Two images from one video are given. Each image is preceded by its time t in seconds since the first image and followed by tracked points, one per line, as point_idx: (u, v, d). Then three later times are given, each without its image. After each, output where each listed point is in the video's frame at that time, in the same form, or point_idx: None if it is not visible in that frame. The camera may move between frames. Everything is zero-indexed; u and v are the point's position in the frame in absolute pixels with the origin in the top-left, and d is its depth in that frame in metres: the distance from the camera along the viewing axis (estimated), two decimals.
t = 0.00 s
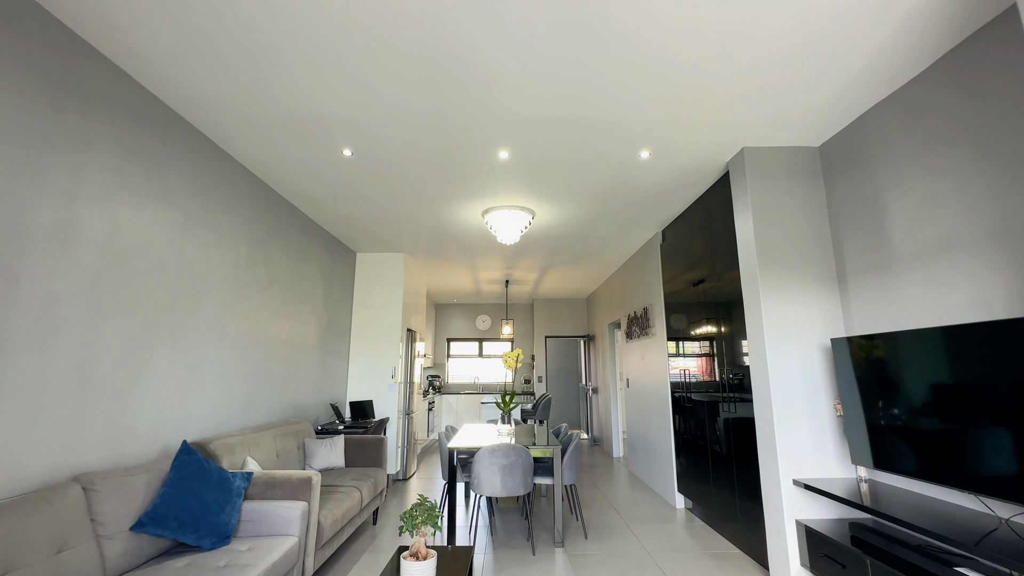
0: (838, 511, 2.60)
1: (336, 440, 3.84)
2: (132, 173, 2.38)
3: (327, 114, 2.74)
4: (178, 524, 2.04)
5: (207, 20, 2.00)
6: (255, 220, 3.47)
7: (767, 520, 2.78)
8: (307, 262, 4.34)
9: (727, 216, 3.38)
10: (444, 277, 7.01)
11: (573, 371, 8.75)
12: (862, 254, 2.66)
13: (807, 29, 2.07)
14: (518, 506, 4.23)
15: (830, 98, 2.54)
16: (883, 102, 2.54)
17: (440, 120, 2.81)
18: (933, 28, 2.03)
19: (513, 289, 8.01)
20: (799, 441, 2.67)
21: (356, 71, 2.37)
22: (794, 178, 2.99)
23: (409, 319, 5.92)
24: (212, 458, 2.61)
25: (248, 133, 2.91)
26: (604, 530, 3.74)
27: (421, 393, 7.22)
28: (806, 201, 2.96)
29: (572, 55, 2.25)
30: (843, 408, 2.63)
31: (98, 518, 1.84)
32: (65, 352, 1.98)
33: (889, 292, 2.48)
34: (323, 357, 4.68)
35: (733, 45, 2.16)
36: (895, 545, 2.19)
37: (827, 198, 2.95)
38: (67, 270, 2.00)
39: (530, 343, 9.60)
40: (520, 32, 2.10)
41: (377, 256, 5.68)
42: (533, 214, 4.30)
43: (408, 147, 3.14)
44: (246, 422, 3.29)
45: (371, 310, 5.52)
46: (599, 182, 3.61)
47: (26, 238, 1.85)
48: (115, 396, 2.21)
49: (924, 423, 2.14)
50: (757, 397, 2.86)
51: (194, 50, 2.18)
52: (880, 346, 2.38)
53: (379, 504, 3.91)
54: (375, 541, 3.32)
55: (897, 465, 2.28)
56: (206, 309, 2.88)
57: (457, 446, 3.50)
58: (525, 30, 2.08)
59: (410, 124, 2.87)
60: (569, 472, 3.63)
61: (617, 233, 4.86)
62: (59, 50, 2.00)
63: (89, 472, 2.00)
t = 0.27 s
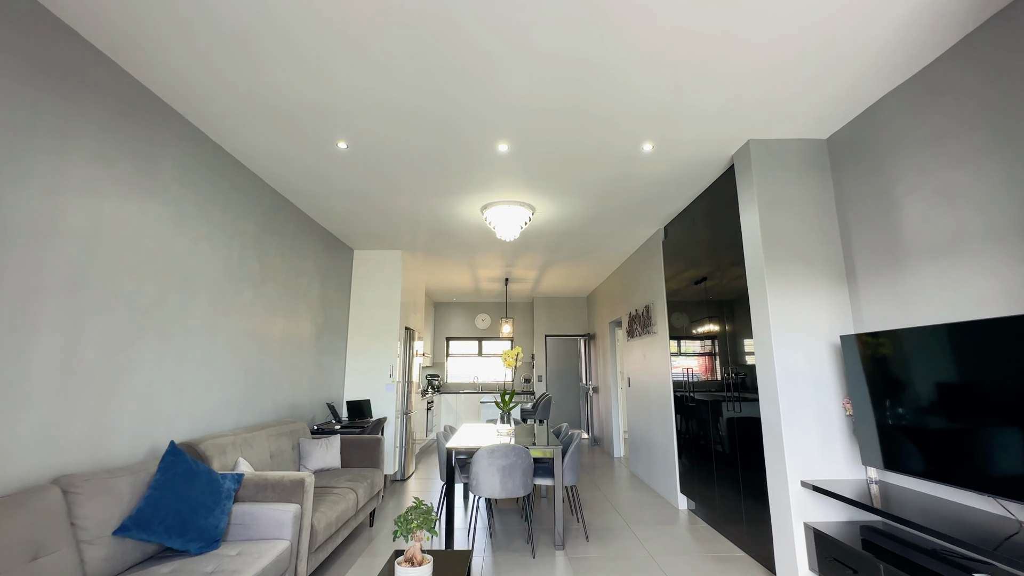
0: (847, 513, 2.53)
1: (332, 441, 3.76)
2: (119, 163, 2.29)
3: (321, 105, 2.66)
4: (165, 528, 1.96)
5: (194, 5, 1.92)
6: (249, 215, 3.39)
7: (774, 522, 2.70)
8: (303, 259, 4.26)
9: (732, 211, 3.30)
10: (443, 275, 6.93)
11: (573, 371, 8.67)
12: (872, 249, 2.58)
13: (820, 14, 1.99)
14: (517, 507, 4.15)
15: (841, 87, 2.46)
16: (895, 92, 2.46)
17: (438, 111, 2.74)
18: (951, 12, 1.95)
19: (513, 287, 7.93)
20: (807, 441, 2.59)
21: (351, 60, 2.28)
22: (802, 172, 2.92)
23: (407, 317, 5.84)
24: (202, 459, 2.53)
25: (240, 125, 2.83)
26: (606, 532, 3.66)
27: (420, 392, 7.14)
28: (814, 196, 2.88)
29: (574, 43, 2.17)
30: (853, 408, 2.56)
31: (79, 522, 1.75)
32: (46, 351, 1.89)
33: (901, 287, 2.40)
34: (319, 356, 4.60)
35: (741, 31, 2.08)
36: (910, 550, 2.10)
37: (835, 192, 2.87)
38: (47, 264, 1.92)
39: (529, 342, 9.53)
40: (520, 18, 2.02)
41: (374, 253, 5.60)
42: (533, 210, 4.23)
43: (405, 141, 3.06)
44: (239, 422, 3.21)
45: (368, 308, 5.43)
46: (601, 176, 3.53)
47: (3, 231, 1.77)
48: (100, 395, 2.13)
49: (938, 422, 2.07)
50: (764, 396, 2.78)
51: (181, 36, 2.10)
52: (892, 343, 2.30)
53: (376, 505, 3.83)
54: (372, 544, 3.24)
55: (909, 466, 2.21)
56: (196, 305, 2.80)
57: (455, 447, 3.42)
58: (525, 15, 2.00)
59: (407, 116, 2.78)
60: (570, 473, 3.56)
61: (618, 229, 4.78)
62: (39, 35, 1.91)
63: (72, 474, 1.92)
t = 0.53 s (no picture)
0: (854, 513, 2.45)
1: (326, 439, 3.68)
2: (98, 151, 2.20)
3: (310, 92, 2.57)
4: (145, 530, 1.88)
5: None
6: (239, 207, 3.30)
7: (779, 522, 2.62)
8: (296, 253, 4.17)
9: (735, 202, 3.21)
10: (441, 271, 6.85)
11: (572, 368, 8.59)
12: (881, 241, 2.49)
13: None
14: (515, 506, 4.08)
15: (850, 73, 2.37)
16: (905, 78, 2.37)
17: (432, 99, 2.64)
18: None
19: (512, 284, 7.83)
20: (813, 438, 2.51)
21: (340, 43, 2.19)
22: (808, 162, 2.83)
23: (404, 313, 5.75)
24: (188, 457, 2.44)
25: (228, 113, 2.73)
26: (605, 532, 3.58)
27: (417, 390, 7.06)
28: (820, 186, 2.79)
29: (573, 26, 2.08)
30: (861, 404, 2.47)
31: (53, 524, 1.67)
32: (17, 346, 1.81)
33: (911, 280, 2.31)
34: (313, 352, 4.51)
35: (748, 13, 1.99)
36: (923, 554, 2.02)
37: (843, 183, 2.78)
38: (19, 256, 1.83)
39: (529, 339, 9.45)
40: None
41: (371, 248, 5.51)
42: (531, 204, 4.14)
43: (399, 130, 2.97)
44: (229, 419, 3.12)
45: (364, 304, 5.35)
46: (601, 167, 3.44)
47: None
48: (79, 393, 2.04)
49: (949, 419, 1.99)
50: (768, 392, 2.70)
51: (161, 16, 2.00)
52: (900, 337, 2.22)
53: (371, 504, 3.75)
54: (366, 544, 3.16)
55: (919, 464, 2.13)
56: (183, 299, 2.71)
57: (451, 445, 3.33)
58: None
59: (401, 103, 2.69)
60: (569, 472, 3.47)
61: (619, 223, 4.69)
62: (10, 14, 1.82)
63: (47, 473, 1.84)
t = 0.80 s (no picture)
0: (863, 511, 2.36)
1: (319, 434, 3.60)
2: (74, 132, 2.10)
3: (298, 74, 2.46)
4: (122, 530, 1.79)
5: None
6: (228, 196, 3.19)
7: (784, 520, 2.53)
8: (289, 245, 4.07)
9: (739, 191, 3.11)
10: (438, 264, 6.75)
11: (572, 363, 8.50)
12: (893, 229, 2.39)
13: None
14: (513, 503, 3.99)
15: (862, 52, 2.26)
16: (920, 57, 2.26)
17: (426, 80, 2.54)
18: None
19: (511, 278, 7.73)
20: (821, 433, 2.42)
21: (328, 19, 2.08)
22: (816, 148, 2.72)
23: (401, 307, 5.66)
24: (172, 454, 2.35)
25: (213, 96, 2.63)
26: (605, 529, 3.50)
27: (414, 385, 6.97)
28: (828, 173, 2.69)
29: None
30: (871, 399, 2.38)
31: (21, 524, 1.58)
32: None
33: (925, 269, 2.22)
34: (307, 346, 4.42)
35: None
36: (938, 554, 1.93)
37: (852, 169, 2.68)
38: None
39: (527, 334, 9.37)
40: None
41: (366, 241, 5.40)
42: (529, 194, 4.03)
43: (392, 115, 2.86)
44: (218, 414, 3.03)
45: (360, 297, 5.25)
46: (601, 155, 3.34)
47: None
48: (54, 386, 1.95)
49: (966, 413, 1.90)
50: (774, 386, 2.61)
51: None
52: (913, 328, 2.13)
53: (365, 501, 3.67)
54: (359, 542, 3.08)
55: (933, 460, 2.04)
56: (168, 290, 2.62)
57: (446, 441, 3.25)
58: None
59: (393, 86, 2.58)
60: (567, 468, 3.39)
61: (619, 214, 4.59)
62: None
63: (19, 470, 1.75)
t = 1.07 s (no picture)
0: (872, 509, 2.28)
1: (313, 429, 3.52)
2: (47, 114, 1.99)
3: (285, 55, 2.35)
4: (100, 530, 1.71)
5: None
6: (216, 184, 3.09)
7: (790, 518, 2.46)
8: (281, 236, 3.97)
9: (745, 178, 3.01)
10: (436, 257, 6.65)
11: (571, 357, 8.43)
12: (907, 216, 2.29)
13: None
14: (511, 499, 3.92)
15: (877, 30, 2.15)
16: (936, 35, 2.15)
17: (419, 62, 2.43)
18: None
19: (510, 271, 7.64)
20: (829, 429, 2.34)
21: None
22: (825, 133, 2.62)
23: (398, 300, 5.57)
24: (157, 450, 2.27)
25: (197, 78, 2.52)
26: (605, 526, 3.43)
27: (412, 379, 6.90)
28: (838, 159, 2.59)
29: None
30: (882, 394, 2.29)
31: None
32: None
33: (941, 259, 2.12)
34: (302, 340, 4.34)
35: None
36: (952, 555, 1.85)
37: (863, 155, 2.57)
38: None
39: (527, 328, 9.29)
40: None
41: (362, 232, 5.30)
42: (528, 184, 3.93)
43: (385, 99, 2.76)
44: (207, 409, 2.95)
45: (356, 290, 5.16)
46: (602, 142, 3.24)
47: None
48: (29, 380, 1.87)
49: (983, 409, 1.81)
50: (780, 381, 2.52)
51: None
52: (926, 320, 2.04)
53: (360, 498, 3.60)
54: (353, 540, 3.01)
55: (947, 457, 1.96)
56: (153, 281, 2.52)
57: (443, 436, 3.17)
58: None
59: (385, 68, 2.48)
60: (567, 464, 3.30)
61: (620, 205, 4.49)
62: None
63: None
